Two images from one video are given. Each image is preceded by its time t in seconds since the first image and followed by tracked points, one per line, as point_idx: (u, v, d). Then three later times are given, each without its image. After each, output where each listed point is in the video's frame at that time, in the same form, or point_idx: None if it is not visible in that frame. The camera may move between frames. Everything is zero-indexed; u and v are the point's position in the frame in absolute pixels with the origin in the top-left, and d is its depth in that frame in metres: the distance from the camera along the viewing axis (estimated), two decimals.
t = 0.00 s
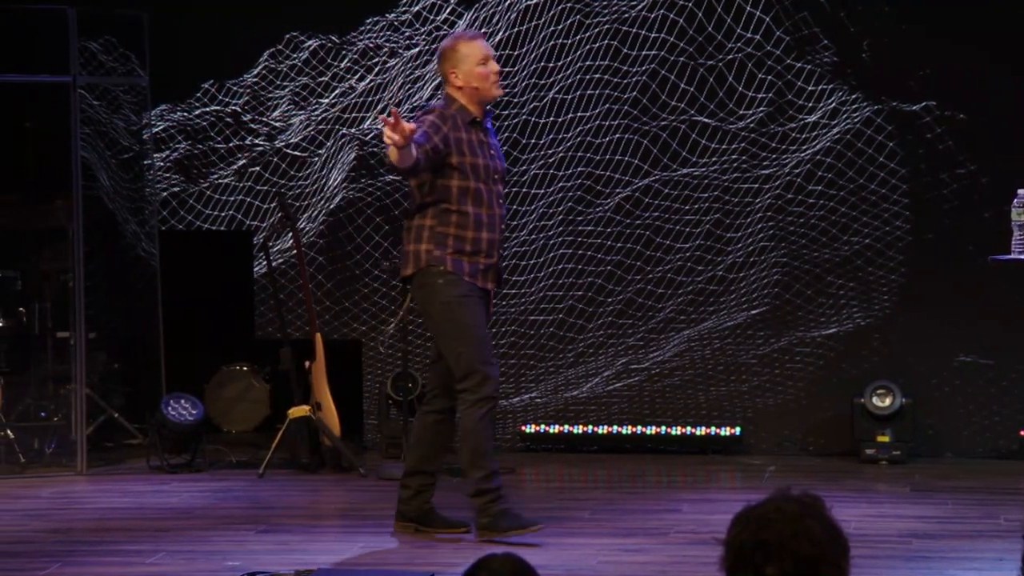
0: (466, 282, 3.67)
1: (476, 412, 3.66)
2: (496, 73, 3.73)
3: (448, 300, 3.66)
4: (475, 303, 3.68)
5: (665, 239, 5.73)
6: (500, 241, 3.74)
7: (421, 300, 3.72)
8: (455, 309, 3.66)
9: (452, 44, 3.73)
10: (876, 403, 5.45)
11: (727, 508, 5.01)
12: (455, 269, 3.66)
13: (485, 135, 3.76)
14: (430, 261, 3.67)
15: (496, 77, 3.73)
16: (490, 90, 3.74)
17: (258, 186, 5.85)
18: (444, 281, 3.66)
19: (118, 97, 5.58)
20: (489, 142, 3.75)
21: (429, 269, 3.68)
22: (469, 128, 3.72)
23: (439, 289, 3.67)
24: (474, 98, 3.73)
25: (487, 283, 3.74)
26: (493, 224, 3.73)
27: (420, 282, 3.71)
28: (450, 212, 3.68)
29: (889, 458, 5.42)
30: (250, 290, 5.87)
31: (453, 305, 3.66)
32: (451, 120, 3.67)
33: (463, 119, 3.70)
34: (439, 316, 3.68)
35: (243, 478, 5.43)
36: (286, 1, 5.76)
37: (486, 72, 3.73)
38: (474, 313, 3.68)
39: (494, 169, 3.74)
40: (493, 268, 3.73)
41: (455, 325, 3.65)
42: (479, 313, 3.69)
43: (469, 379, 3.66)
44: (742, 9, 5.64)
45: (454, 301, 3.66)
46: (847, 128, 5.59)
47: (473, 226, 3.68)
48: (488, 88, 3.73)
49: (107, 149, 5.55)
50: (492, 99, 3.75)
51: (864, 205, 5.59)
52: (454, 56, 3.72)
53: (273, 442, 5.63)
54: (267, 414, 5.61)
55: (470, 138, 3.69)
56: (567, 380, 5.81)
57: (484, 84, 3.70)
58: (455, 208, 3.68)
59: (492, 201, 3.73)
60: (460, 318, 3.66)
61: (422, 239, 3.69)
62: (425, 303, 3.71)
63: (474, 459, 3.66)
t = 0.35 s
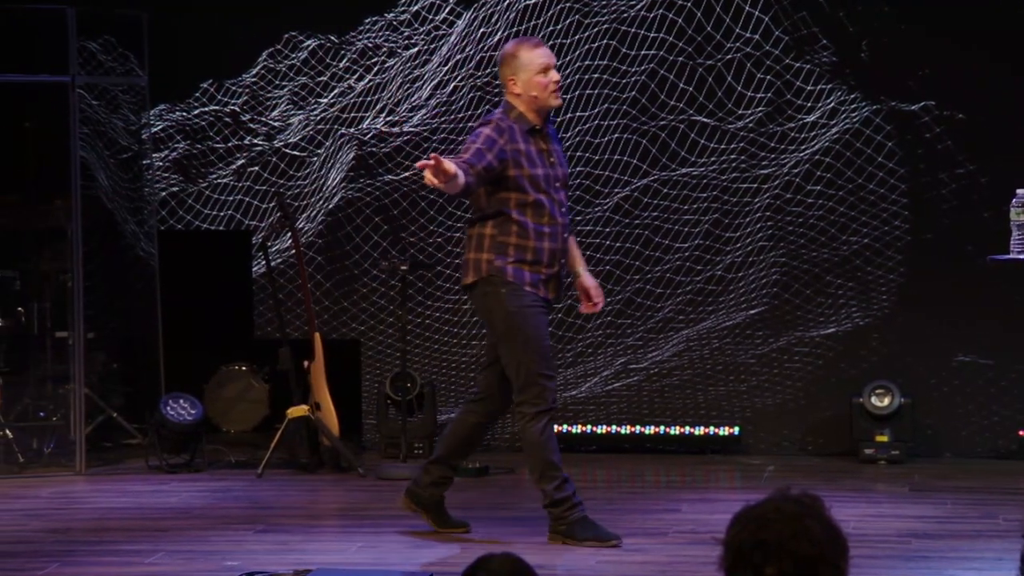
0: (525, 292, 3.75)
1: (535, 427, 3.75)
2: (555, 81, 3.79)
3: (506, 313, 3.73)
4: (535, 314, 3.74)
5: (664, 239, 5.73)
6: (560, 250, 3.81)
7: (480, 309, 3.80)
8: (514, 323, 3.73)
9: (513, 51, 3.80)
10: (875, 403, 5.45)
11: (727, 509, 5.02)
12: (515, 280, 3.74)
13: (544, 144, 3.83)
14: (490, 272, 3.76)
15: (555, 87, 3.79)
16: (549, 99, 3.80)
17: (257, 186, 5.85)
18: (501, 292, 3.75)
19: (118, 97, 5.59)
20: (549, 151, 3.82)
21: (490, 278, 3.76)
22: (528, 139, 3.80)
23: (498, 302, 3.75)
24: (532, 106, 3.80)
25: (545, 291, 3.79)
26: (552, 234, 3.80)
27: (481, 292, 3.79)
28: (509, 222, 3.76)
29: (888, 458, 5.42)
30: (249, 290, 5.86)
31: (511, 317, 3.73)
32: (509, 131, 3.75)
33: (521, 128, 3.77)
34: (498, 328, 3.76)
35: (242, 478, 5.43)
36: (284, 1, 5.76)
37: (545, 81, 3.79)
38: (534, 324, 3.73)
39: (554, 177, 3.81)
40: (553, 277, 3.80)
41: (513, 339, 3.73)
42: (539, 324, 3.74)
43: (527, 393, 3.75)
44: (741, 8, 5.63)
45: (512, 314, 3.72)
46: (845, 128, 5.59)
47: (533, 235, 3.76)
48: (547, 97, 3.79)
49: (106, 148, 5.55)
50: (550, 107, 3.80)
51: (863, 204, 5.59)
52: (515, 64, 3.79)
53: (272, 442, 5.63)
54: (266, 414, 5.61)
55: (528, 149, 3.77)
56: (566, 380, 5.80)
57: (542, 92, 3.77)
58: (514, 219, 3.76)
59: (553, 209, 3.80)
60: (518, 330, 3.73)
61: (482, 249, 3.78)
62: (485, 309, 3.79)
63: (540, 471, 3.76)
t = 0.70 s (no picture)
0: (563, 286, 3.67)
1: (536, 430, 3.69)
2: (589, 63, 3.73)
3: (535, 312, 3.67)
4: (564, 319, 3.68)
5: (639, 239, 5.74)
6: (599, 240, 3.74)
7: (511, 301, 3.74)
8: (540, 322, 3.68)
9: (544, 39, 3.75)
10: (849, 403, 5.48)
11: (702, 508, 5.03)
12: (552, 273, 3.67)
13: (578, 133, 3.78)
14: (529, 267, 3.68)
15: (589, 70, 3.74)
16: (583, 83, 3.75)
17: (233, 186, 5.81)
18: (535, 290, 3.68)
19: (91, 97, 5.55)
20: (584, 138, 3.78)
21: (528, 272, 3.69)
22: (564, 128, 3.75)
23: (528, 297, 3.69)
24: (567, 91, 3.75)
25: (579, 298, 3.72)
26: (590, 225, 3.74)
27: (514, 288, 3.72)
28: (547, 214, 3.70)
29: (862, 457, 5.46)
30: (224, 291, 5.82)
31: (539, 317, 3.67)
32: (545, 120, 3.70)
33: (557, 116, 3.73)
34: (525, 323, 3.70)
35: (216, 479, 5.42)
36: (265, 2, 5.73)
37: (578, 65, 3.74)
38: (559, 332, 3.67)
39: (590, 167, 3.76)
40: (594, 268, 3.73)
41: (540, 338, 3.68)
42: (564, 332, 3.68)
43: (537, 396, 3.69)
44: (717, 8, 5.63)
45: (541, 315, 3.67)
46: (820, 129, 5.59)
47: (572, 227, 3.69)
48: (581, 82, 3.75)
49: (80, 148, 5.54)
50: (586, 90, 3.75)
51: (837, 204, 5.60)
52: (547, 51, 3.74)
53: (247, 442, 5.63)
54: (240, 414, 5.61)
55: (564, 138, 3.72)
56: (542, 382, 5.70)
57: (577, 77, 3.72)
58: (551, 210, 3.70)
59: (591, 199, 3.74)
60: (545, 330, 3.67)
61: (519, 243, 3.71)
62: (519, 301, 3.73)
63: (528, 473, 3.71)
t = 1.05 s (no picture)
0: (549, 293, 3.83)
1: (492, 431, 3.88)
2: (585, 72, 3.86)
3: (512, 318, 3.84)
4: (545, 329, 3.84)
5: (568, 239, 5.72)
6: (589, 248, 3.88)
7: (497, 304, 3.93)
8: (515, 329, 3.84)
9: (540, 49, 3.89)
10: (773, 402, 5.52)
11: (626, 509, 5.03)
12: (536, 280, 3.83)
13: (572, 140, 3.92)
14: (516, 273, 3.85)
15: (584, 78, 3.87)
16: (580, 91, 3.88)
17: (159, 186, 5.77)
18: (515, 297, 3.85)
19: (13, 97, 5.74)
20: (580, 146, 3.92)
21: (512, 279, 3.86)
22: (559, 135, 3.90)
23: (508, 304, 3.86)
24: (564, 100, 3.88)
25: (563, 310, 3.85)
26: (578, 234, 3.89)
27: (499, 293, 3.89)
28: (536, 223, 3.87)
29: (785, 457, 5.53)
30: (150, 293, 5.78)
31: (516, 323, 3.84)
32: (541, 128, 3.85)
33: (553, 124, 3.88)
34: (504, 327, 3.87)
35: (140, 481, 5.39)
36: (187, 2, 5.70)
37: (574, 73, 3.87)
38: (537, 338, 3.84)
39: (583, 174, 3.90)
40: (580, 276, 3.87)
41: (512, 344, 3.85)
42: (536, 342, 3.84)
43: (503, 399, 3.86)
44: (643, 9, 5.63)
45: (516, 322, 3.83)
46: (745, 130, 5.61)
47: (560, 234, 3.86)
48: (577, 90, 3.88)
49: None
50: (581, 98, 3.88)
51: (762, 205, 5.62)
52: (543, 60, 3.88)
53: (171, 444, 5.57)
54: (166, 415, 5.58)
55: (558, 146, 3.86)
56: (468, 381, 5.68)
57: (571, 84, 3.85)
58: (540, 219, 3.87)
59: (580, 207, 3.89)
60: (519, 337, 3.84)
61: (505, 250, 3.89)
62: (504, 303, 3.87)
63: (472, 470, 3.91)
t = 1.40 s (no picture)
0: (563, 287, 3.85)
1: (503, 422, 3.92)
2: (602, 65, 3.92)
3: (536, 310, 3.84)
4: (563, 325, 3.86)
5: (488, 241, 5.66)
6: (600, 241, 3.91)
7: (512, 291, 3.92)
8: (535, 321, 3.85)
9: (558, 37, 3.90)
10: (693, 403, 5.56)
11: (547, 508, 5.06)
12: (550, 274, 3.84)
13: (587, 130, 3.92)
14: (530, 265, 3.87)
15: (601, 70, 3.92)
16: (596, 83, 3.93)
17: (76, 187, 5.73)
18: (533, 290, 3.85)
19: None
20: (594, 137, 3.92)
21: (525, 271, 3.87)
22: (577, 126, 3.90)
23: (527, 294, 3.86)
24: (580, 90, 3.92)
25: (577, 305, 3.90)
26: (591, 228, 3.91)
27: (513, 285, 3.90)
28: (552, 215, 3.88)
29: (705, 457, 5.56)
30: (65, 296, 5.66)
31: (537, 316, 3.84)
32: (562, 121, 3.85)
33: (570, 115, 3.89)
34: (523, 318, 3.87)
35: (57, 484, 5.33)
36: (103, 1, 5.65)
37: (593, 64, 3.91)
38: (557, 334, 3.85)
39: (597, 166, 3.90)
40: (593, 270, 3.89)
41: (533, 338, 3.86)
42: (556, 338, 3.85)
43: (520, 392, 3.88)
44: (562, 12, 5.61)
45: (536, 316, 3.84)
46: (665, 131, 5.64)
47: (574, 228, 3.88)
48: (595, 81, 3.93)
49: None
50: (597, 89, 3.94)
51: (681, 207, 5.66)
52: (564, 51, 3.90)
53: (89, 447, 5.53)
54: (84, 418, 5.59)
55: (577, 138, 3.87)
56: (389, 382, 5.70)
57: (592, 76, 3.90)
58: (556, 211, 3.88)
59: (594, 199, 3.90)
60: (539, 330, 3.85)
61: (519, 243, 3.89)
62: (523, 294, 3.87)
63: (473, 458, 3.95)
